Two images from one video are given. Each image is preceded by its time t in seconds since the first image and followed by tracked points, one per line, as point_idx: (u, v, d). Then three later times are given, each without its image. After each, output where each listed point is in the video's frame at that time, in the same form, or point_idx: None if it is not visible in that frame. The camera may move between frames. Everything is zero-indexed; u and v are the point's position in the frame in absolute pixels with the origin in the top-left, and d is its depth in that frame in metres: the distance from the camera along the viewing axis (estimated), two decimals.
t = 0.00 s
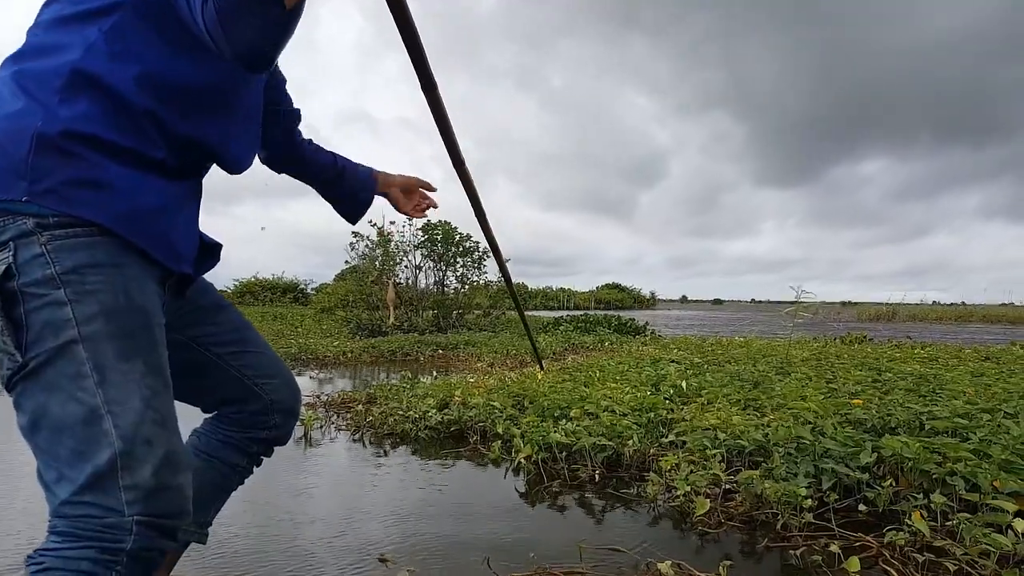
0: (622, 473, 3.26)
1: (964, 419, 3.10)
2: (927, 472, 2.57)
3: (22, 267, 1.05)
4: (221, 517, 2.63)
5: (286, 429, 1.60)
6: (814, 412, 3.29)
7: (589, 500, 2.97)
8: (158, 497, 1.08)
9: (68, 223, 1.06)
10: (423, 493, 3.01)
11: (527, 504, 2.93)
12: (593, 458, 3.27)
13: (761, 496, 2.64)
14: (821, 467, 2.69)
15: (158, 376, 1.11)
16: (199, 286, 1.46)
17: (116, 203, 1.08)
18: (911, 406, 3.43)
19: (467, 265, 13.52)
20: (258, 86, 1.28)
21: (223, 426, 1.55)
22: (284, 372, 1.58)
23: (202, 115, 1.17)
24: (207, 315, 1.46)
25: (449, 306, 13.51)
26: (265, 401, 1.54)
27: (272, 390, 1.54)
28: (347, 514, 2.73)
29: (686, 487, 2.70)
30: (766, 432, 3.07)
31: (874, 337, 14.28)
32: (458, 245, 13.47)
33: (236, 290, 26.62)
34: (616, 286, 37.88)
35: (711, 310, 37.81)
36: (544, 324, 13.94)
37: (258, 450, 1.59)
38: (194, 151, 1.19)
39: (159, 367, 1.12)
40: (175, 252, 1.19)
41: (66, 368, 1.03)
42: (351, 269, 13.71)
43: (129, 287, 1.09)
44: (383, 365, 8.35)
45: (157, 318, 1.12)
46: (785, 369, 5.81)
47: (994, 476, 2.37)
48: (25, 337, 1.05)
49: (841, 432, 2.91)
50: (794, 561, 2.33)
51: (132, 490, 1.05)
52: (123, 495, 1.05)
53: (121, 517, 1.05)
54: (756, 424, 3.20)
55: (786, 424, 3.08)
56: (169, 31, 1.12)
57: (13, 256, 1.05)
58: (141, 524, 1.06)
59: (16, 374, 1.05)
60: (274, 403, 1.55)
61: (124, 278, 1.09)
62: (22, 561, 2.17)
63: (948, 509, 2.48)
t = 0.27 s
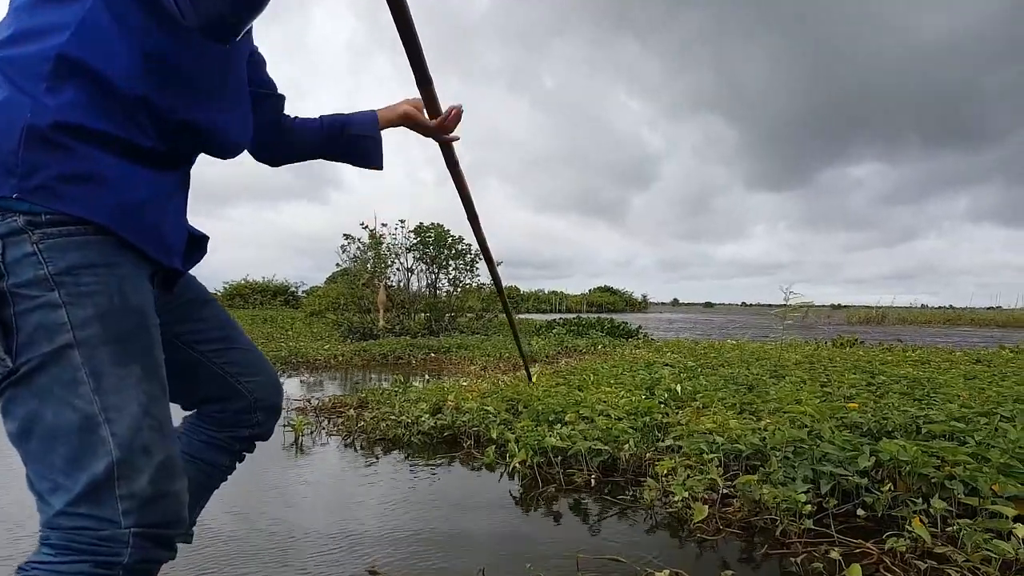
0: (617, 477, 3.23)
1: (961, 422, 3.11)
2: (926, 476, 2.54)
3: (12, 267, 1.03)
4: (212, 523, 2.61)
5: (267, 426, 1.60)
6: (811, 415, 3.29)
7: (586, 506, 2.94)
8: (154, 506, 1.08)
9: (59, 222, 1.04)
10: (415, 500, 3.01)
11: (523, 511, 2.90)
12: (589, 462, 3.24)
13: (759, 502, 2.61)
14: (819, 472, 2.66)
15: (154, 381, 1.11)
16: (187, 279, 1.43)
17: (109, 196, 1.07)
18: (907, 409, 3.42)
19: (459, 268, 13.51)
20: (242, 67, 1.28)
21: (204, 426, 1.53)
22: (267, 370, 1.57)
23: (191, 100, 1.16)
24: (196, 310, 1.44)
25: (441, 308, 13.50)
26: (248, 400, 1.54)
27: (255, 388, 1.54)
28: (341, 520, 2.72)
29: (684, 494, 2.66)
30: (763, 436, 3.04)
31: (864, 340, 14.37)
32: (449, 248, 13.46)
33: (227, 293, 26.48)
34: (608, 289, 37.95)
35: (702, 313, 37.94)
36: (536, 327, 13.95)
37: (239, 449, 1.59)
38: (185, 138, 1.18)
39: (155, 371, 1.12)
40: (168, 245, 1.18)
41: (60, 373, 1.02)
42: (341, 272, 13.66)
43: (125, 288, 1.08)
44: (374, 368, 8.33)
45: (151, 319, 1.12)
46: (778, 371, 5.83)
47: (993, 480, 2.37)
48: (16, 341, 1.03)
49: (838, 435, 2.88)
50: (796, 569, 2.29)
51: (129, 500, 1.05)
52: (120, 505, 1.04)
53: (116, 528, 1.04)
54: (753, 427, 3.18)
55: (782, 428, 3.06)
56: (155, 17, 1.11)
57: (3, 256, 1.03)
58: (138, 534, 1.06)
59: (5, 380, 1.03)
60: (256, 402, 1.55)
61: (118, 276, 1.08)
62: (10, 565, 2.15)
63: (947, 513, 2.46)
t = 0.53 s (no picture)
0: (609, 479, 3.20)
1: (951, 421, 3.12)
2: (921, 476, 2.51)
3: None
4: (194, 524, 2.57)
5: (243, 425, 1.58)
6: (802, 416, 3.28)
7: (577, 509, 2.91)
8: (122, 514, 1.06)
9: (32, 204, 1.01)
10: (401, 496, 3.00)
11: (513, 513, 2.86)
12: (580, 464, 3.21)
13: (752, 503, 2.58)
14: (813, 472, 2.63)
15: (127, 381, 1.09)
16: (167, 269, 1.40)
17: (85, 175, 1.05)
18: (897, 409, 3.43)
19: (445, 270, 13.48)
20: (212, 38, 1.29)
21: (179, 426, 1.51)
22: (243, 367, 1.55)
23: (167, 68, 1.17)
24: (176, 301, 1.42)
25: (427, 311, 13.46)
26: (224, 398, 1.52)
27: (231, 386, 1.52)
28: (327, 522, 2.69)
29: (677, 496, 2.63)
30: (755, 437, 3.03)
31: (848, 339, 14.52)
32: (435, 250, 13.43)
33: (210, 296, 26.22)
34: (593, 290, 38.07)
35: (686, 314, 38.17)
36: (522, 329, 13.95)
37: (215, 448, 1.57)
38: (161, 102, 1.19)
39: (129, 371, 1.09)
40: (150, 225, 1.16)
41: (27, 370, 0.99)
42: (326, 274, 13.58)
43: (98, 279, 1.05)
44: (360, 371, 8.28)
45: (127, 315, 1.10)
46: (767, 372, 5.85)
47: (987, 479, 2.36)
48: None
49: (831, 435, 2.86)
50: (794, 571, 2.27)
51: (94, 507, 1.03)
52: (85, 512, 1.02)
53: (81, 536, 1.03)
54: (745, 428, 3.16)
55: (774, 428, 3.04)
56: None
57: None
58: (103, 542, 1.04)
59: None
60: (232, 400, 1.53)
61: (93, 266, 1.05)
62: None
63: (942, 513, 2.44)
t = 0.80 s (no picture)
0: (607, 474, 3.16)
1: (954, 413, 3.10)
2: (927, 469, 2.49)
3: None
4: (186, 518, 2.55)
5: (232, 411, 1.58)
6: (802, 407, 3.26)
7: (575, 502, 2.87)
8: (117, 508, 1.04)
9: (16, 179, 0.97)
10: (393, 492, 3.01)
11: (510, 507, 2.80)
12: (577, 458, 3.17)
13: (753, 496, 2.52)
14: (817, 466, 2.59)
15: (119, 370, 1.06)
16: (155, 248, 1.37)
17: (72, 148, 1.01)
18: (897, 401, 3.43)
19: (436, 260, 13.45)
20: None
21: (168, 414, 1.50)
22: (232, 353, 1.53)
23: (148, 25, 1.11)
24: (164, 284, 1.39)
25: (418, 302, 13.43)
26: (212, 384, 1.51)
27: (219, 372, 1.50)
28: (321, 516, 2.66)
29: (678, 489, 2.57)
30: (756, 430, 2.99)
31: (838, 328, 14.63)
32: (427, 241, 13.39)
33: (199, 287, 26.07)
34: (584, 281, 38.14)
35: (677, 304, 38.34)
36: (514, 319, 13.96)
37: (204, 436, 1.56)
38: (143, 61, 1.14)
39: (121, 359, 1.06)
40: (142, 201, 1.12)
41: (12, 359, 0.97)
42: (316, 264, 13.53)
43: (87, 262, 1.01)
44: (351, 362, 8.26)
45: (118, 299, 1.05)
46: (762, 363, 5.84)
47: (996, 472, 2.33)
48: None
49: (835, 428, 2.82)
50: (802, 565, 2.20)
51: (88, 502, 1.00)
52: (79, 507, 1.00)
53: (75, 532, 1.00)
54: (745, 421, 3.13)
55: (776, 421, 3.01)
56: None
57: None
58: (99, 538, 1.02)
59: None
60: (220, 386, 1.52)
61: (82, 248, 1.01)
62: None
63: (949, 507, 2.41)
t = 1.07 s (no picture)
0: (610, 467, 3.12)
1: (962, 407, 3.05)
2: (935, 464, 2.42)
3: None
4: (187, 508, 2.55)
5: (238, 397, 1.57)
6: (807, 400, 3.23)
7: (578, 497, 2.82)
8: (135, 494, 1.03)
9: (24, 162, 0.95)
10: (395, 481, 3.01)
11: (511, 502, 2.76)
12: (579, 452, 3.13)
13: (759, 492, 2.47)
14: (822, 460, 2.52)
15: (133, 356, 1.04)
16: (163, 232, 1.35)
17: (78, 129, 0.99)
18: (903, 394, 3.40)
19: (433, 252, 13.43)
20: None
21: (176, 400, 1.49)
22: (239, 339, 1.52)
23: None
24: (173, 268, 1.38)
25: (415, 294, 13.42)
26: (219, 370, 1.50)
27: (226, 358, 1.49)
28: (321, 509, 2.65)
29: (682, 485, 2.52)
30: (760, 423, 2.93)
31: (835, 321, 14.66)
32: (424, 233, 13.36)
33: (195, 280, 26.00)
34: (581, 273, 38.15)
35: (673, 296, 38.38)
36: (512, 312, 13.96)
37: (211, 420, 1.56)
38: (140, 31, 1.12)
39: (135, 346, 1.04)
40: (151, 177, 1.10)
41: (26, 346, 0.95)
42: (312, 256, 13.51)
43: (99, 246, 0.99)
44: (349, 355, 8.26)
45: (131, 284, 1.03)
46: (764, 356, 5.82)
47: (1007, 468, 2.26)
48: None
49: (840, 422, 2.77)
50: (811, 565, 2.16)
51: (106, 487, 0.99)
52: (97, 492, 0.99)
53: (92, 517, 0.99)
54: (749, 414, 3.08)
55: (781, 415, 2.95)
56: None
57: None
58: (116, 523, 1.02)
59: None
60: (226, 373, 1.51)
61: (93, 233, 0.99)
62: None
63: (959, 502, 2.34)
